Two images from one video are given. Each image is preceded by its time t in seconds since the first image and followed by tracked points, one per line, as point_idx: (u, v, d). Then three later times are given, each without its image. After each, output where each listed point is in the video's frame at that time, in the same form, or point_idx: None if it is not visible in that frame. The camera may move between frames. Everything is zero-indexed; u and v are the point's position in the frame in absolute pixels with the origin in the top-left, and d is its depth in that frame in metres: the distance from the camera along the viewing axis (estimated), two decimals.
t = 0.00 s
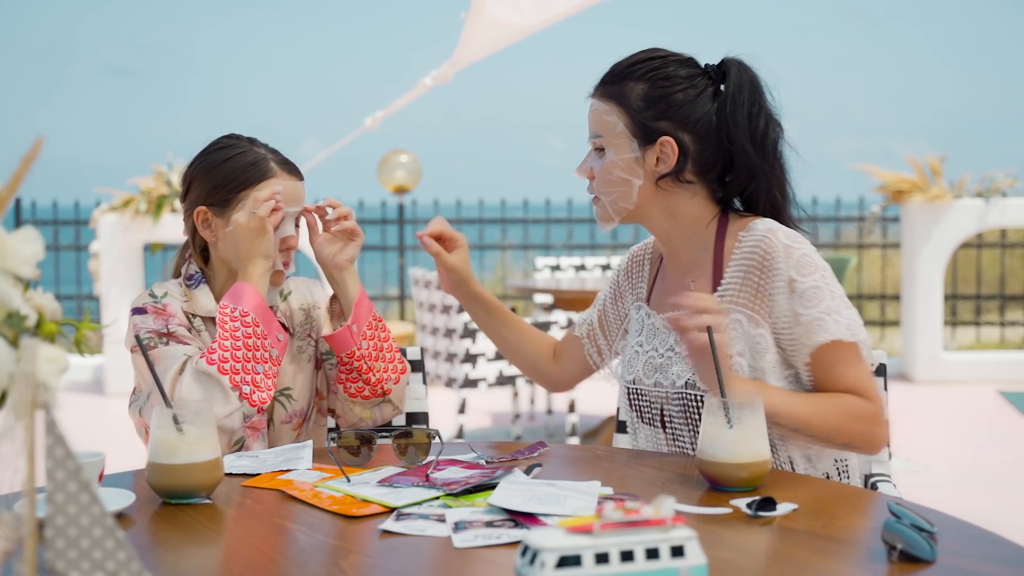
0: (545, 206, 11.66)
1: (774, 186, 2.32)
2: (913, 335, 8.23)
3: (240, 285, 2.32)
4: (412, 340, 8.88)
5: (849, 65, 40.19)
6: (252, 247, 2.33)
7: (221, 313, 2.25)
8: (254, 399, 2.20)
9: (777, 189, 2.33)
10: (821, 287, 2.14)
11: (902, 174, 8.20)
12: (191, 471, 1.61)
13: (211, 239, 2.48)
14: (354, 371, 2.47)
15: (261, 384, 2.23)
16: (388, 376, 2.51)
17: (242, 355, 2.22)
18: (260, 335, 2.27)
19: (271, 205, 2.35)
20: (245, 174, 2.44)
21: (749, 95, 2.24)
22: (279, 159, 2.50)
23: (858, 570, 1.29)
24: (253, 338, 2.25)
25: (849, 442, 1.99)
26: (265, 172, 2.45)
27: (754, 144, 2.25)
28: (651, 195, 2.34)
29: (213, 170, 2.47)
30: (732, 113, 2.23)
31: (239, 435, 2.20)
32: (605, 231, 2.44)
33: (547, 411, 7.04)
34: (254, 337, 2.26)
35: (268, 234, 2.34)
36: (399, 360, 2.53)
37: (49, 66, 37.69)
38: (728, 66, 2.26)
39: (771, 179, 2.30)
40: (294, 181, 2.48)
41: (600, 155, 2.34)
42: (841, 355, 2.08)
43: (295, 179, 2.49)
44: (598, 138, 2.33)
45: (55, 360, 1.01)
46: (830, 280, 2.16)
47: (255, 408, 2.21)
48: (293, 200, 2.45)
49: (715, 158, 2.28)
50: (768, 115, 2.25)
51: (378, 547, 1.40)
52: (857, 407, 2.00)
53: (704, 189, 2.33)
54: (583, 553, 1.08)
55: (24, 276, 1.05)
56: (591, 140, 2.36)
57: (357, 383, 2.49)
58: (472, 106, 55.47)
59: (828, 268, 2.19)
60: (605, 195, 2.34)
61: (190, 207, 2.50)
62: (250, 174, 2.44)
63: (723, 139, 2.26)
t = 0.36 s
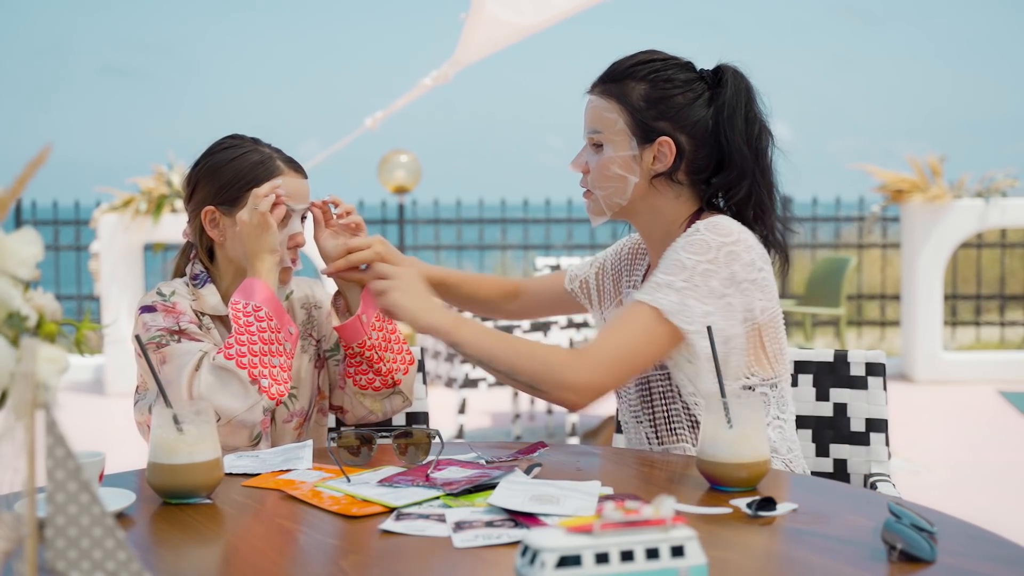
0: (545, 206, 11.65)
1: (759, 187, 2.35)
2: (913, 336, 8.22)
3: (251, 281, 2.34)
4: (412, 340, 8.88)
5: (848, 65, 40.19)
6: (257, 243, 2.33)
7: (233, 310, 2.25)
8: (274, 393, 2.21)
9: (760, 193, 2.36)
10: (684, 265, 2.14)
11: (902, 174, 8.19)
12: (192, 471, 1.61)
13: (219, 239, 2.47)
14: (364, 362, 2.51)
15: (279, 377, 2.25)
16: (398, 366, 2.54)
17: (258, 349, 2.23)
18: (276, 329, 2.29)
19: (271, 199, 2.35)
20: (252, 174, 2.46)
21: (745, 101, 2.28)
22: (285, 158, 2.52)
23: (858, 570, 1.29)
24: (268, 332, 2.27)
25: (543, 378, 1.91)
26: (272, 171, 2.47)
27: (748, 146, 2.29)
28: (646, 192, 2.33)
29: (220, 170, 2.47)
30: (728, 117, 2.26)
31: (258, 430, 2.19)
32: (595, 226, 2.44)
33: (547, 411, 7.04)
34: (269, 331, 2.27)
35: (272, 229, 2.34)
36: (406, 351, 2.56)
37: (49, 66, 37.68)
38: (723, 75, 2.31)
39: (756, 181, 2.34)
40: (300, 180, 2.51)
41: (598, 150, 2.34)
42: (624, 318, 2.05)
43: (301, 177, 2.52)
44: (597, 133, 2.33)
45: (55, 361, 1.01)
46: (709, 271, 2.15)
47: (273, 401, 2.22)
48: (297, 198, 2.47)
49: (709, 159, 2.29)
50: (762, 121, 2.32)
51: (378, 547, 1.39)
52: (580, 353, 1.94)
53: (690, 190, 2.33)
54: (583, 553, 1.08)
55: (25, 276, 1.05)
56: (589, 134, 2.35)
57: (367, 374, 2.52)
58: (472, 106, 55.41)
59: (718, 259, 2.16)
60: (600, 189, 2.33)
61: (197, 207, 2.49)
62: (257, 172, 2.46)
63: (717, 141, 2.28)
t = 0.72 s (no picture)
0: (545, 206, 11.65)
1: (742, 189, 2.34)
2: (913, 336, 8.23)
3: (247, 288, 2.34)
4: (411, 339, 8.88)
5: (848, 65, 40.19)
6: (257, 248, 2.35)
7: (233, 317, 2.27)
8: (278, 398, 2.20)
9: (741, 195, 2.35)
10: (623, 255, 2.19)
11: (902, 174, 8.19)
12: (192, 471, 1.61)
13: (227, 239, 2.48)
14: (374, 357, 2.53)
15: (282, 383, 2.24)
16: (406, 358, 2.57)
17: (261, 355, 2.23)
18: (276, 335, 2.29)
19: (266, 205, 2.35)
20: (253, 168, 2.46)
21: (729, 101, 2.28)
22: (282, 152, 2.52)
23: (858, 570, 1.29)
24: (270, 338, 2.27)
25: (442, 331, 2.11)
26: (270, 166, 2.47)
27: (731, 146, 2.29)
28: (622, 187, 2.37)
29: (221, 168, 2.47)
30: (710, 116, 2.27)
31: (266, 435, 2.19)
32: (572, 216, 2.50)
33: (547, 411, 7.04)
34: (271, 335, 2.27)
35: (266, 235, 2.34)
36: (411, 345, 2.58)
37: (49, 66, 37.65)
38: (708, 73, 2.30)
39: (738, 184, 2.33)
40: (300, 172, 2.51)
41: (577, 144, 2.38)
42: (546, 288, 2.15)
43: (301, 169, 2.52)
44: (577, 126, 2.36)
45: (55, 360, 1.01)
46: (640, 268, 2.18)
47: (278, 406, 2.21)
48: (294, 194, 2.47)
49: (690, 157, 2.31)
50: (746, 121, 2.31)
51: (377, 547, 1.39)
52: (482, 308, 2.09)
53: (666, 189, 2.35)
54: (584, 553, 1.08)
55: (26, 276, 1.06)
56: (570, 127, 2.39)
57: (376, 369, 2.54)
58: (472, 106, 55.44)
59: (658, 259, 2.19)
60: (578, 182, 2.39)
61: (201, 207, 2.50)
62: (257, 167, 2.46)
63: (698, 139, 2.30)
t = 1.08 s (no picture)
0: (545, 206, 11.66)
1: (726, 185, 2.32)
2: (913, 336, 8.23)
3: (248, 289, 2.35)
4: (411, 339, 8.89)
5: (848, 65, 40.20)
6: (264, 252, 2.36)
7: (234, 320, 2.27)
8: (278, 402, 2.20)
9: (726, 191, 2.33)
10: (605, 256, 2.19)
11: (902, 174, 8.19)
12: (192, 471, 1.61)
13: (229, 240, 2.48)
14: (374, 360, 2.53)
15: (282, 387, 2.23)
16: (406, 361, 2.57)
17: (262, 357, 2.22)
18: (276, 339, 2.29)
19: (278, 210, 2.37)
20: (252, 170, 2.45)
21: (709, 96, 2.28)
22: (281, 151, 2.52)
23: (858, 570, 1.29)
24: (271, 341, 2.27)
25: (420, 325, 2.12)
26: (271, 166, 2.47)
27: (712, 142, 2.28)
28: (605, 187, 2.38)
29: (221, 169, 2.47)
30: (690, 112, 2.27)
31: (266, 439, 2.19)
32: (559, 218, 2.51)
33: (547, 411, 7.04)
34: (272, 339, 2.27)
35: (276, 240, 2.37)
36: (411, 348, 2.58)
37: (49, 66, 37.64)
38: (688, 68, 2.30)
39: (722, 180, 2.31)
40: (300, 170, 2.51)
41: (559, 146, 2.40)
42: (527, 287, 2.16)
43: (300, 168, 2.52)
44: (558, 128, 2.38)
45: (55, 360, 1.01)
46: (621, 268, 2.18)
47: (279, 409, 2.21)
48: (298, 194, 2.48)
49: (671, 154, 2.31)
50: (728, 115, 2.30)
51: (377, 547, 1.39)
52: (463, 303, 2.10)
53: (650, 189, 2.36)
54: (584, 553, 1.08)
55: (27, 276, 1.05)
56: (552, 129, 2.41)
57: (377, 372, 2.54)
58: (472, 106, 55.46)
59: (640, 260, 2.19)
60: (562, 184, 2.40)
61: (201, 208, 2.49)
62: (257, 167, 2.46)
63: (679, 136, 2.29)
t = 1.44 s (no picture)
0: (545, 206, 11.66)
1: (726, 185, 2.32)
2: (913, 337, 8.23)
3: (247, 288, 2.34)
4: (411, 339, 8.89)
5: (847, 66, 40.20)
6: (263, 251, 2.35)
7: (235, 319, 2.26)
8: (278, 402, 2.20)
9: (726, 191, 2.33)
10: (603, 257, 2.19)
11: (902, 174, 8.19)
12: (192, 471, 1.61)
13: (229, 239, 2.48)
14: (377, 363, 2.53)
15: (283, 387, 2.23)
16: (408, 364, 2.58)
17: (262, 357, 2.22)
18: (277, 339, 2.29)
19: (281, 210, 2.36)
20: (253, 169, 2.46)
21: (708, 95, 2.28)
22: (282, 151, 2.52)
23: (858, 570, 1.29)
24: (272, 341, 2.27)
25: (418, 325, 2.12)
26: (271, 165, 2.47)
27: (711, 142, 2.28)
28: (606, 188, 2.38)
29: (222, 169, 2.47)
30: (690, 112, 2.26)
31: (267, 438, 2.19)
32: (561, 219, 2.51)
33: (547, 411, 7.03)
34: (273, 339, 2.27)
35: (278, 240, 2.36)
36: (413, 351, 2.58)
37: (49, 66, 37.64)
38: (688, 67, 2.30)
39: (722, 180, 2.31)
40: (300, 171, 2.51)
41: (560, 147, 2.41)
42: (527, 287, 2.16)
43: (301, 168, 2.52)
44: (558, 129, 2.39)
45: (55, 360, 1.01)
46: (620, 270, 2.19)
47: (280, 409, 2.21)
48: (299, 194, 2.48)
49: (672, 154, 2.30)
50: (727, 115, 2.30)
51: (377, 547, 1.39)
52: (460, 303, 2.10)
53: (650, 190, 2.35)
54: (584, 553, 1.08)
55: (25, 276, 1.05)
56: (553, 130, 2.42)
57: (379, 374, 2.55)
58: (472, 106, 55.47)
59: (639, 261, 2.19)
60: (564, 184, 2.41)
61: (203, 207, 2.49)
62: (258, 167, 2.46)
63: (679, 136, 2.29)
